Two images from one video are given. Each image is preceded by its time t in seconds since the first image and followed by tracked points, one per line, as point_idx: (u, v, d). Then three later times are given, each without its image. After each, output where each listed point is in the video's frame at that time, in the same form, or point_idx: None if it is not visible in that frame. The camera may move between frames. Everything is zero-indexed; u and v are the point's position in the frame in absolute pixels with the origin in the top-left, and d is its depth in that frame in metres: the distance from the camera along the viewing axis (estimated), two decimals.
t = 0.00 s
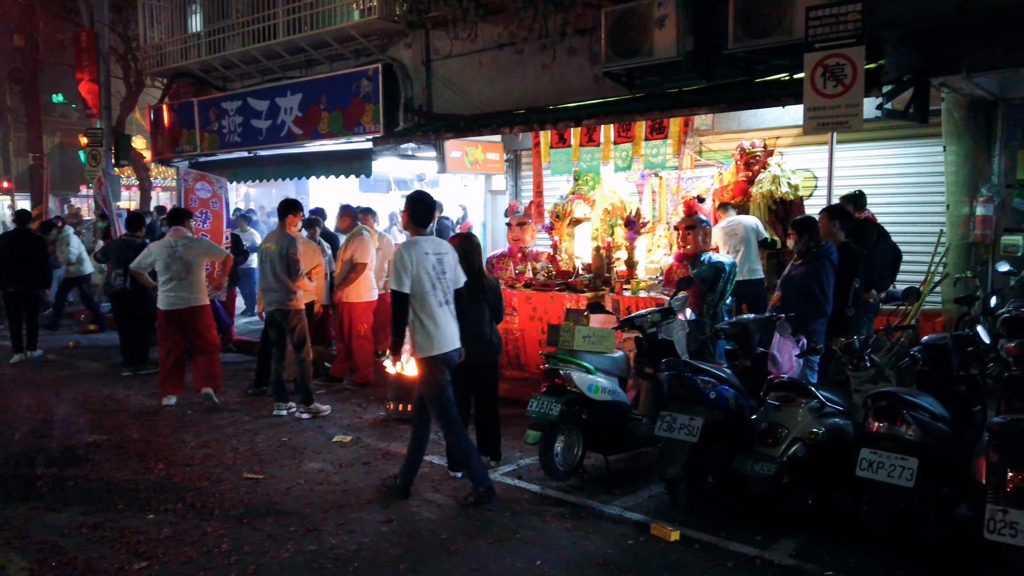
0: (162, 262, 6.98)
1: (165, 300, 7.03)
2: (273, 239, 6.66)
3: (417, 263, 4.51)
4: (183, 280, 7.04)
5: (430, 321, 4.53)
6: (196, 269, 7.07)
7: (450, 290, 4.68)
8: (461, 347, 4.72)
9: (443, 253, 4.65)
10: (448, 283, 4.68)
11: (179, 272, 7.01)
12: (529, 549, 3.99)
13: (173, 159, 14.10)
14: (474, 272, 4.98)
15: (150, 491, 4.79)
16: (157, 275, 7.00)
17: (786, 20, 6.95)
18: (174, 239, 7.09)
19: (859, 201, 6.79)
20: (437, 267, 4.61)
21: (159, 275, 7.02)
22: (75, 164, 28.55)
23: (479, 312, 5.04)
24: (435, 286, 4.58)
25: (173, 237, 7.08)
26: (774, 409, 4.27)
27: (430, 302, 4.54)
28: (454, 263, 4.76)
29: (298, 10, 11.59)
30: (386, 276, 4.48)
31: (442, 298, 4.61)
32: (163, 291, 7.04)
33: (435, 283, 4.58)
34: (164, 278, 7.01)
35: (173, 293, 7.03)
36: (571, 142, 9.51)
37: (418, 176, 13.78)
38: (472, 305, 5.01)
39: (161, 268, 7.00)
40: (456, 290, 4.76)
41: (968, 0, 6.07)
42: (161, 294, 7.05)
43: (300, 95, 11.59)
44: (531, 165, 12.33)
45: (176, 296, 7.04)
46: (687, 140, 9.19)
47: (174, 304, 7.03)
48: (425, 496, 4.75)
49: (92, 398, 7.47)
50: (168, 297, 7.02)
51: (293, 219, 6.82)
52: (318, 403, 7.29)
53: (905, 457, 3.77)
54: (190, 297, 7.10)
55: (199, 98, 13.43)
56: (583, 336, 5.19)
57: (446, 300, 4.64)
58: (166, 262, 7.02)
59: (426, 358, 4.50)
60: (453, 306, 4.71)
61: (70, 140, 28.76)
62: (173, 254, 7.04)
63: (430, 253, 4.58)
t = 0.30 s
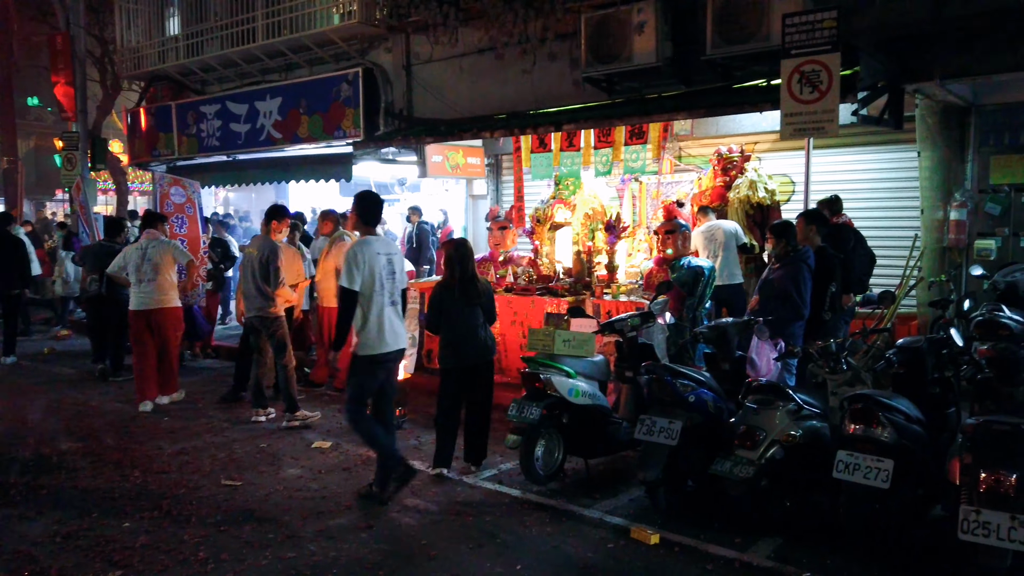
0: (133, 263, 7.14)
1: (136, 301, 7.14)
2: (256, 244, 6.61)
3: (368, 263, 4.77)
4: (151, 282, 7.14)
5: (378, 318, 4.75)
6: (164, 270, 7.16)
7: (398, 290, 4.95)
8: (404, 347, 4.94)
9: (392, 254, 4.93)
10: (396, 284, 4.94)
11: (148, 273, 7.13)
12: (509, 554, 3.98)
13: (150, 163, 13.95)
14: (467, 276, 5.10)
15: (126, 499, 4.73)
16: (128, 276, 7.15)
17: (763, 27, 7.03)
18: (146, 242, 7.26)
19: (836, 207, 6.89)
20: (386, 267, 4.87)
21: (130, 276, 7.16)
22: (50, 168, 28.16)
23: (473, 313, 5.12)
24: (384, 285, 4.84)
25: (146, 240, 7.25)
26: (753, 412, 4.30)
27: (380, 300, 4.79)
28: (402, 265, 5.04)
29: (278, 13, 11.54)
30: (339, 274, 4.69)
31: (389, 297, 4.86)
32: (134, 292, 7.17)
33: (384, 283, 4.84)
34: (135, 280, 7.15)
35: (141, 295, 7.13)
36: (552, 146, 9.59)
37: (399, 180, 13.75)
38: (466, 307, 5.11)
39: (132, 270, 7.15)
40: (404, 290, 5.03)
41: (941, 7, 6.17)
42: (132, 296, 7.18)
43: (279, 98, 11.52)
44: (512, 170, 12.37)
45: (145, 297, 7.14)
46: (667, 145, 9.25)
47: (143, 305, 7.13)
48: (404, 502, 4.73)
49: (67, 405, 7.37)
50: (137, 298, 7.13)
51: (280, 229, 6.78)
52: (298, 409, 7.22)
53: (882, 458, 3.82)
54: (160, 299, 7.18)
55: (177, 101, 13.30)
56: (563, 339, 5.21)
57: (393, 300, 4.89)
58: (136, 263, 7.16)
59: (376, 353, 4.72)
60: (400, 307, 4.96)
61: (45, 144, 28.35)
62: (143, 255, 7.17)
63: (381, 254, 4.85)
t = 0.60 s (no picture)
0: (114, 268, 7.30)
1: (116, 304, 7.34)
2: (255, 249, 6.50)
3: (315, 266, 4.78)
4: (129, 287, 7.28)
5: (326, 322, 4.77)
6: (147, 275, 7.31)
7: (345, 294, 4.97)
8: (353, 350, 4.95)
9: (339, 257, 4.96)
10: (344, 288, 4.96)
11: (126, 278, 7.27)
12: (490, 556, 3.99)
13: (128, 165, 13.81)
14: (453, 275, 5.13)
15: (102, 505, 4.69)
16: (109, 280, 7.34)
17: (741, 32, 7.11)
18: (131, 245, 7.37)
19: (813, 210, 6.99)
20: (333, 271, 4.89)
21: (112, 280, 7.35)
22: (26, 170, 27.80)
23: (460, 313, 5.14)
24: (331, 289, 4.85)
25: (129, 244, 7.39)
26: (732, 413, 4.35)
27: (327, 303, 4.80)
28: (349, 269, 5.07)
29: (258, 14, 11.48)
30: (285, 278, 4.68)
31: (337, 302, 4.88)
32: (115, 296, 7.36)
33: (331, 286, 4.85)
34: (116, 283, 7.32)
35: (121, 298, 7.31)
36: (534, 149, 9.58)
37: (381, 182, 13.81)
38: (454, 307, 5.12)
39: (113, 274, 7.32)
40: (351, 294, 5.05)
41: (914, 13, 6.28)
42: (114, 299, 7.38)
43: (260, 101, 11.46)
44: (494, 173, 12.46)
45: (124, 301, 7.31)
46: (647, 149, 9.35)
47: (120, 309, 7.31)
48: (385, 505, 4.72)
49: (42, 410, 7.27)
50: (117, 302, 7.31)
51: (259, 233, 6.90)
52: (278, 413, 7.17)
53: (857, 458, 3.88)
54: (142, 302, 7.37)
55: (155, 103, 13.18)
56: (545, 343, 5.25)
57: (342, 305, 4.90)
58: (118, 268, 7.31)
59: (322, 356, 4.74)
60: (349, 310, 4.97)
61: (20, 146, 27.95)
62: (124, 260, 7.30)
63: (327, 258, 4.87)
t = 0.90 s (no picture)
0: (84, 267, 7.32)
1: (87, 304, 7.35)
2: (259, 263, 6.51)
3: (238, 267, 4.90)
4: (95, 286, 7.25)
5: (249, 320, 4.88)
6: (111, 275, 7.23)
7: (273, 292, 5.08)
8: (281, 347, 5.06)
9: (267, 256, 5.06)
10: (271, 286, 5.06)
11: (93, 278, 7.25)
12: (464, 554, 4.01)
13: (102, 165, 13.65)
14: (427, 273, 5.16)
15: (73, 508, 4.64)
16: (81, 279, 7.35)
17: (715, 34, 7.19)
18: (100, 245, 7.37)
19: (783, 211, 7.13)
20: (259, 270, 5.00)
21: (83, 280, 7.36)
22: None
23: (434, 311, 5.19)
24: (256, 288, 4.96)
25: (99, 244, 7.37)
26: (705, 410, 4.41)
27: (252, 302, 4.92)
28: (281, 268, 5.17)
29: (233, 13, 11.41)
30: (208, 278, 4.83)
31: (263, 300, 4.99)
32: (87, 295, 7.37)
33: (256, 285, 4.96)
34: (86, 283, 7.34)
35: (90, 298, 7.31)
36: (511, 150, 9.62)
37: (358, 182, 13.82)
38: (429, 305, 5.17)
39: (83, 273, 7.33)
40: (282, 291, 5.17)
41: (883, 16, 6.39)
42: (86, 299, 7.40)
43: (235, 100, 11.39)
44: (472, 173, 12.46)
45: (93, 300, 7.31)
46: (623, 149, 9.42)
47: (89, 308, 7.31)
48: (360, 504, 4.71)
49: (12, 413, 7.17)
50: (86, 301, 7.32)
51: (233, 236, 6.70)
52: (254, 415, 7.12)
53: (826, 454, 3.95)
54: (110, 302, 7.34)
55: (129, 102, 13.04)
56: (521, 342, 5.22)
57: (268, 303, 5.01)
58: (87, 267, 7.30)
59: (247, 355, 4.88)
60: (277, 308, 5.08)
61: None
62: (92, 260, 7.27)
63: (253, 257, 4.98)
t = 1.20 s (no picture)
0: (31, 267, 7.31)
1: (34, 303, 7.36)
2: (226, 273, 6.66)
3: (150, 266, 5.01)
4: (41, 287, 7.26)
5: (164, 318, 4.96)
6: (54, 277, 7.22)
7: (191, 291, 5.13)
8: (202, 344, 5.09)
9: (183, 256, 5.13)
10: (189, 284, 5.12)
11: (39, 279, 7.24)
12: (418, 556, 3.99)
13: (57, 164, 13.35)
14: (377, 272, 5.30)
15: (18, 515, 4.53)
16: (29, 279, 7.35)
17: (674, 35, 7.25)
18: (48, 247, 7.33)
19: (741, 211, 7.22)
20: (175, 269, 5.07)
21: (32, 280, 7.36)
22: None
23: (386, 312, 5.33)
24: (171, 286, 5.03)
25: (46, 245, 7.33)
26: (660, 408, 4.44)
27: (167, 300, 4.99)
28: (201, 267, 5.22)
29: (191, 10, 11.23)
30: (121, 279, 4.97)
31: (180, 298, 5.05)
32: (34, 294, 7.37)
33: (170, 284, 5.03)
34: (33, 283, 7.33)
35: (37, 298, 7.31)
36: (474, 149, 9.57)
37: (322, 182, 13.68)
38: (380, 304, 5.30)
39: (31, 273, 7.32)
40: (202, 290, 5.23)
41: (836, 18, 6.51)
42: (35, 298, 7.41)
43: (194, 98, 11.21)
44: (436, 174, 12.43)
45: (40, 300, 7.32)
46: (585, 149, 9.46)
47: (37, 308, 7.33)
48: (315, 508, 4.66)
49: None
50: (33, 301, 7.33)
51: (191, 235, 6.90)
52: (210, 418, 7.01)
53: (777, 450, 4.01)
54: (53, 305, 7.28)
55: (85, 99, 12.77)
56: (478, 341, 5.23)
57: (186, 301, 5.07)
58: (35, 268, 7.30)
59: (161, 353, 4.93)
60: (197, 306, 5.13)
61: None
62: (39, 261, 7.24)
63: (167, 256, 5.06)
